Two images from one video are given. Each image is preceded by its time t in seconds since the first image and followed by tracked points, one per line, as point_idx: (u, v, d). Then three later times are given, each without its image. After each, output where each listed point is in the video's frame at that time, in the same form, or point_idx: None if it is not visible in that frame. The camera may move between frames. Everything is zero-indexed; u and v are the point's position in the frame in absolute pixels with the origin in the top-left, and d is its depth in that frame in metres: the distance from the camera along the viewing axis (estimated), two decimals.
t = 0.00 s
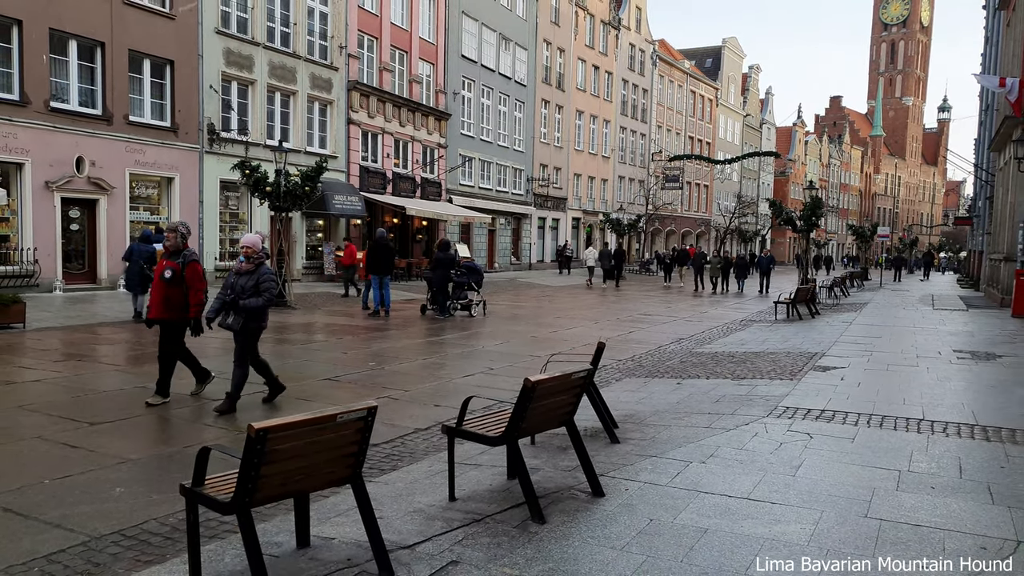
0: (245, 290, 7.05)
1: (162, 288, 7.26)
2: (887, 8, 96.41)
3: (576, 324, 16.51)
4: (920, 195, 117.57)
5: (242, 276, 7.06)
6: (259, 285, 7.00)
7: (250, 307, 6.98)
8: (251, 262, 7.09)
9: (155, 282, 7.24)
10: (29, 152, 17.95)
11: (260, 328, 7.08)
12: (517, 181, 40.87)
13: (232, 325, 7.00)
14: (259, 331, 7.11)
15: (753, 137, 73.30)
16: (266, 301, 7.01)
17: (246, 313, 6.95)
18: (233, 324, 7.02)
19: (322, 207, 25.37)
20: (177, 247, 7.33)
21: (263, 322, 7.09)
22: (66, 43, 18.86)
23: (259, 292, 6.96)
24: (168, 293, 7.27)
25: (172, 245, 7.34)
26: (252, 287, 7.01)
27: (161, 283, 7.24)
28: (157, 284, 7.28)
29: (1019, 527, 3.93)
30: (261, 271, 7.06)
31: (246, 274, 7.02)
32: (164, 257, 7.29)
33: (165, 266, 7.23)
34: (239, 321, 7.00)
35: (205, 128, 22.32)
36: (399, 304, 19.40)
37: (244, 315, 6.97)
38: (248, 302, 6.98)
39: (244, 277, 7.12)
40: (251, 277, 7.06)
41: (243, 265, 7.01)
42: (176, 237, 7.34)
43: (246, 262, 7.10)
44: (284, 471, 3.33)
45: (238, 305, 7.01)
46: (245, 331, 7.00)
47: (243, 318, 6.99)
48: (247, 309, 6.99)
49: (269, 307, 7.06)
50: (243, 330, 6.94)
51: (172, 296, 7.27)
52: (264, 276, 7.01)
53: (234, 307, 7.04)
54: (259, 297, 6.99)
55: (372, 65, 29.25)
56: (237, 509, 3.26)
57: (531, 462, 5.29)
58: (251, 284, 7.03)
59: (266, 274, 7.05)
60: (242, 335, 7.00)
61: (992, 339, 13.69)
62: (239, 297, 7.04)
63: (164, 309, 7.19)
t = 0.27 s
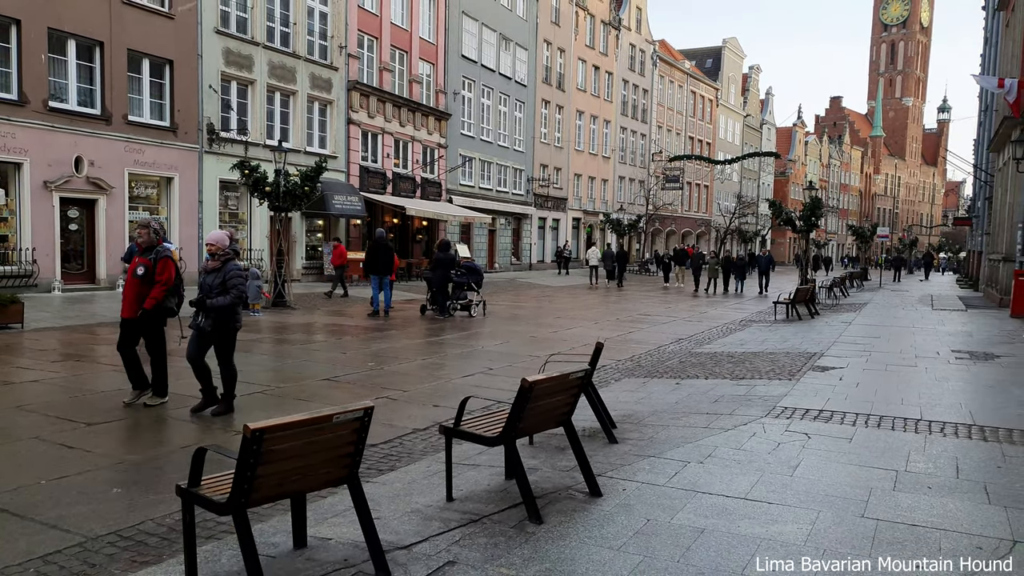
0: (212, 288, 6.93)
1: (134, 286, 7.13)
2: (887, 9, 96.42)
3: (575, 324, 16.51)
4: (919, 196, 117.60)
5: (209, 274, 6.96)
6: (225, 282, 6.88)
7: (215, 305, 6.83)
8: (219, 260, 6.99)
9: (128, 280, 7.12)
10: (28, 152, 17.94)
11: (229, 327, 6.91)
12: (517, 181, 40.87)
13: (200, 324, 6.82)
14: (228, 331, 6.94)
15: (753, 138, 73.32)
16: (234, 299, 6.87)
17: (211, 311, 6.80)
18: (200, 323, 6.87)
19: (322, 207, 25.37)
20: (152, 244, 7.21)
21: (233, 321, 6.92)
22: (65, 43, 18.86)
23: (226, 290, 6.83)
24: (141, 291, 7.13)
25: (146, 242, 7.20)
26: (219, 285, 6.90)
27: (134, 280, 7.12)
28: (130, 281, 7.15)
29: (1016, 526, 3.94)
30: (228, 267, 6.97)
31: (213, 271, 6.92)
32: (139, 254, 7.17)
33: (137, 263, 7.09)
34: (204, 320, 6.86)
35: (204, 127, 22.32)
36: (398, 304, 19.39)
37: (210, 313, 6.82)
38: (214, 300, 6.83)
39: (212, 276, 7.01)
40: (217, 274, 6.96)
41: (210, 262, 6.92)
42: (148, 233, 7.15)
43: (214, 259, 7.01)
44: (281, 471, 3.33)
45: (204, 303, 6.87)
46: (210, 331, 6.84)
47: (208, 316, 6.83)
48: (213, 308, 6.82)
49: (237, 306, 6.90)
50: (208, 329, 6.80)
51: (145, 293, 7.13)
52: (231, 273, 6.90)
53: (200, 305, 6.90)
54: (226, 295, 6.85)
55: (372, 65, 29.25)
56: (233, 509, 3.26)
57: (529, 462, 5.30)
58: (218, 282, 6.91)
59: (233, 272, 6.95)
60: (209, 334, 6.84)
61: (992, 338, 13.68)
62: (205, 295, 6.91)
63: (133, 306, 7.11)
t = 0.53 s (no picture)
0: (175, 293, 6.71)
1: (102, 291, 6.72)
2: (887, 9, 96.43)
3: (575, 324, 16.51)
4: (919, 196, 117.63)
5: (170, 279, 6.73)
6: (189, 286, 6.67)
7: (180, 312, 6.65)
8: (180, 263, 6.74)
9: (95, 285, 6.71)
10: (27, 152, 17.93)
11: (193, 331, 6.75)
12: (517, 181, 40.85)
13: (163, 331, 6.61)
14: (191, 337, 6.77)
15: (753, 138, 73.32)
16: (198, 303, 6.67)
17: (176, 318, 6.61)
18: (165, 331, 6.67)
19: (322, 207, 25.37)
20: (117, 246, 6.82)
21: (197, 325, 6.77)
22: (64, 42, 18.85)
23: (190, 295, 6.63)
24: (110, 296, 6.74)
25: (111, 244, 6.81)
26: (182, 291, 6.69)
27: (101, 285, 6.72)
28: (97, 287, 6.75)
29: (1016, 526, 3.94)
30: (191, 270, 6.73)
31: (175, 276, 6.69)
32: (105, 257, 6.78)
33: (105, 267, 6.70)
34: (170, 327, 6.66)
35: (204, 127, 22.32)
36: (398, 304, 19.40)
37: (175, 321, 6.63)
38: (178, 306, 6.64)
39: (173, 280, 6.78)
40: (180, 277, 6.73)
41: (172, 266, 6.68)
42: (112, 236, 6.79)
43: (175, 262, 6.75)
44: (281, 471, 3.33)
45: (168, 309, 6.66)
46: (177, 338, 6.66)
47: (173, 324, 6.64)
48: (176, 313, 6.64)
49: (201, 310, 6.72)
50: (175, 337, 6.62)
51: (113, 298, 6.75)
52: (194, 277, 6.69)
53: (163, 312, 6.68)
54: (190, 301, 6.65)
55: (372, 65, 29.25)
56: (233, 510, 3.26)
57: (529, 463, 5.29)
58: (180, 287, 6.70)
59: (197, 275, 6.72)
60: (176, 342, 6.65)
61: (991, 339, 13.70)
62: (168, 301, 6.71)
63: (104, 313, 6.71)
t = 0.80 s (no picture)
0: (139, 289, 6.46)
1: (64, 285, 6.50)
2: (886, 9, 96.44)
3: (575, 324, 16.52)
4: (918, 196, 117.70)
5: (136, 274, 6.50)
6: (155, 284, 6.43)
7: (143, 308, 6.39)
8: (146, 259, 6.50)
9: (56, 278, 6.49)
10: (25, 152, 17.91)
11: (156, 331, 6.47)
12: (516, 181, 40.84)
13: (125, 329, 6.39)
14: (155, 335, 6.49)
15: (752, 138, 73.33)
16: (162, 300, 6.41)
17: (139, 315, 6.36)
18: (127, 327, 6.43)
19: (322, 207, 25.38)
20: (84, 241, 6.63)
21: (161, 323, 6.49)
22: (62, 42, 18.85)
23: (155, 293, 6.40)
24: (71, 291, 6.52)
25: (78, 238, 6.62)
26: (147, 287, 6.44)
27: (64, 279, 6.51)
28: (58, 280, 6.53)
29: (1017, 526, 3.95)
30: (157, 267, 6.48)
31: (141, 273, 6.46)
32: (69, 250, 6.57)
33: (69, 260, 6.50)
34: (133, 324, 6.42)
35: (203, 127, 22.31)
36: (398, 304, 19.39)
37: (137, 317, 6.39)
38: (141, 303, 6.39)
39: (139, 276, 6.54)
40: (146, 274, 6.48)
41: (137, 262, 6.45)
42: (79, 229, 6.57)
43: (142, 258, 6.52)
44: (282, 473, 3.33)
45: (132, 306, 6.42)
46: (138, 336, 6.41)
47: (137, 321, 6.40)
48: (138, 310, 6.39)
49: (166, 308, 6.46)
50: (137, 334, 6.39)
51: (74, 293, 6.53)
52: (161, 274, 6.45)
53: (127, 308, 6.44)
54: (154, 298, 6.40)
55: (371, 65, 29.25)
56: (233, 511, 3.26)
57: (530, 464, 5.29)
58: (146, 283, 6.45)
59: (163, 272, 6.47)
60: (138, 339, 6.41)
61: (990, 339, 13.71)
62: (132, 297, 6.46)
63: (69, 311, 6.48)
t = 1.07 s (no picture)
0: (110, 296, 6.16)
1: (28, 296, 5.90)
2: (885, 9, 96.39)
3: (574, 324, 16.50)
4: (917, 196, 117.72)
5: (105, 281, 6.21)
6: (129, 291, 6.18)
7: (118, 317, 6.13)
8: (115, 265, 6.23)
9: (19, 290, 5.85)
10: (24, 152, 17.90)
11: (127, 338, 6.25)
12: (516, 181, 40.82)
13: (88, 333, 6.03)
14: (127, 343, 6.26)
15: (751, 138, 73.33)
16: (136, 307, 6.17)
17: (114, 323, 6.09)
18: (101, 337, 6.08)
19: (322, 207, 25.37)
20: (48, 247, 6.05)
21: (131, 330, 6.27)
22: (61, 41, 18.83)
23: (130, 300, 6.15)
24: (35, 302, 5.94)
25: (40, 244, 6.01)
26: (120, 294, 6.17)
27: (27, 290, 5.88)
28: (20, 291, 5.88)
29: (1018, 527, 3.93)
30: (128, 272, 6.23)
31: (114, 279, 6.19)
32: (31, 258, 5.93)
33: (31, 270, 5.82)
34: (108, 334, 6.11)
35: (202, 127, 22.29)
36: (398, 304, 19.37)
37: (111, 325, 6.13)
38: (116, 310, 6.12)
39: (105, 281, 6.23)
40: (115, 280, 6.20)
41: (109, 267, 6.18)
42: (43, 234, 6.08)
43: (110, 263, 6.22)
44: (282, 473, 3.32)
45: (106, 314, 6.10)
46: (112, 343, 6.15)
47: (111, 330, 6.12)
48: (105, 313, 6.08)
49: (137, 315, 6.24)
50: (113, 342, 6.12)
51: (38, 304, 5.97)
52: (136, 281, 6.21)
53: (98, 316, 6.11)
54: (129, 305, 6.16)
55: (370, 64, 29.23)
56: (233, 512, 3.25)
57: (530, 464, 5.28)
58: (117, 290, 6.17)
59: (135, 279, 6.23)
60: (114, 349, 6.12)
61: (990, 338, 13.71)
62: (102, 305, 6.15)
63: (27, 320, 5.90)
